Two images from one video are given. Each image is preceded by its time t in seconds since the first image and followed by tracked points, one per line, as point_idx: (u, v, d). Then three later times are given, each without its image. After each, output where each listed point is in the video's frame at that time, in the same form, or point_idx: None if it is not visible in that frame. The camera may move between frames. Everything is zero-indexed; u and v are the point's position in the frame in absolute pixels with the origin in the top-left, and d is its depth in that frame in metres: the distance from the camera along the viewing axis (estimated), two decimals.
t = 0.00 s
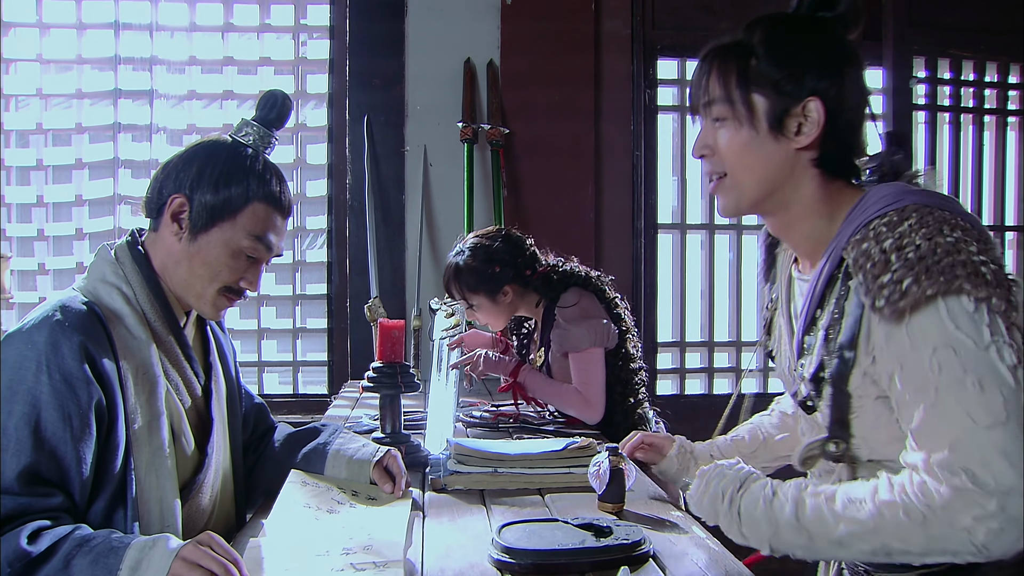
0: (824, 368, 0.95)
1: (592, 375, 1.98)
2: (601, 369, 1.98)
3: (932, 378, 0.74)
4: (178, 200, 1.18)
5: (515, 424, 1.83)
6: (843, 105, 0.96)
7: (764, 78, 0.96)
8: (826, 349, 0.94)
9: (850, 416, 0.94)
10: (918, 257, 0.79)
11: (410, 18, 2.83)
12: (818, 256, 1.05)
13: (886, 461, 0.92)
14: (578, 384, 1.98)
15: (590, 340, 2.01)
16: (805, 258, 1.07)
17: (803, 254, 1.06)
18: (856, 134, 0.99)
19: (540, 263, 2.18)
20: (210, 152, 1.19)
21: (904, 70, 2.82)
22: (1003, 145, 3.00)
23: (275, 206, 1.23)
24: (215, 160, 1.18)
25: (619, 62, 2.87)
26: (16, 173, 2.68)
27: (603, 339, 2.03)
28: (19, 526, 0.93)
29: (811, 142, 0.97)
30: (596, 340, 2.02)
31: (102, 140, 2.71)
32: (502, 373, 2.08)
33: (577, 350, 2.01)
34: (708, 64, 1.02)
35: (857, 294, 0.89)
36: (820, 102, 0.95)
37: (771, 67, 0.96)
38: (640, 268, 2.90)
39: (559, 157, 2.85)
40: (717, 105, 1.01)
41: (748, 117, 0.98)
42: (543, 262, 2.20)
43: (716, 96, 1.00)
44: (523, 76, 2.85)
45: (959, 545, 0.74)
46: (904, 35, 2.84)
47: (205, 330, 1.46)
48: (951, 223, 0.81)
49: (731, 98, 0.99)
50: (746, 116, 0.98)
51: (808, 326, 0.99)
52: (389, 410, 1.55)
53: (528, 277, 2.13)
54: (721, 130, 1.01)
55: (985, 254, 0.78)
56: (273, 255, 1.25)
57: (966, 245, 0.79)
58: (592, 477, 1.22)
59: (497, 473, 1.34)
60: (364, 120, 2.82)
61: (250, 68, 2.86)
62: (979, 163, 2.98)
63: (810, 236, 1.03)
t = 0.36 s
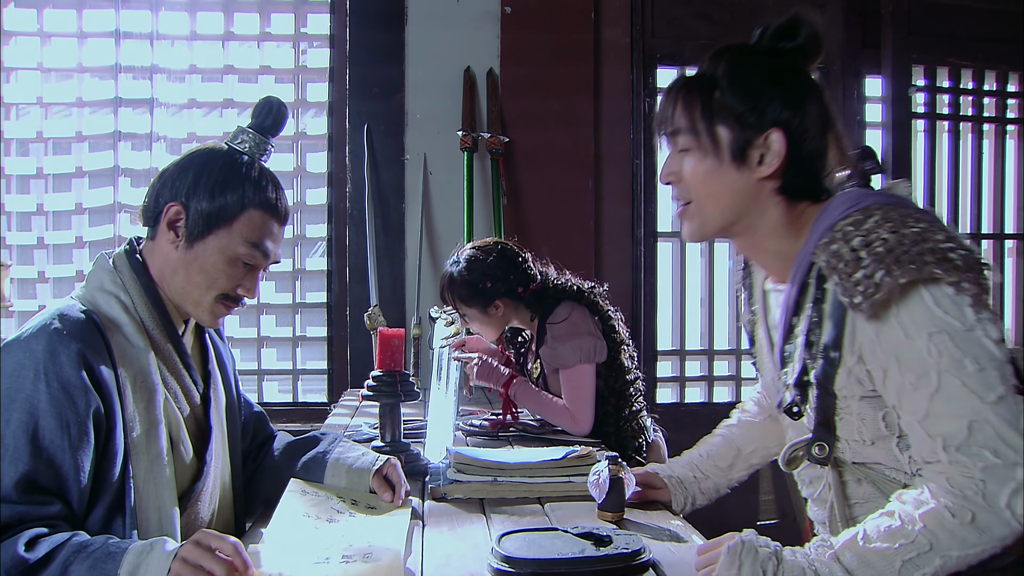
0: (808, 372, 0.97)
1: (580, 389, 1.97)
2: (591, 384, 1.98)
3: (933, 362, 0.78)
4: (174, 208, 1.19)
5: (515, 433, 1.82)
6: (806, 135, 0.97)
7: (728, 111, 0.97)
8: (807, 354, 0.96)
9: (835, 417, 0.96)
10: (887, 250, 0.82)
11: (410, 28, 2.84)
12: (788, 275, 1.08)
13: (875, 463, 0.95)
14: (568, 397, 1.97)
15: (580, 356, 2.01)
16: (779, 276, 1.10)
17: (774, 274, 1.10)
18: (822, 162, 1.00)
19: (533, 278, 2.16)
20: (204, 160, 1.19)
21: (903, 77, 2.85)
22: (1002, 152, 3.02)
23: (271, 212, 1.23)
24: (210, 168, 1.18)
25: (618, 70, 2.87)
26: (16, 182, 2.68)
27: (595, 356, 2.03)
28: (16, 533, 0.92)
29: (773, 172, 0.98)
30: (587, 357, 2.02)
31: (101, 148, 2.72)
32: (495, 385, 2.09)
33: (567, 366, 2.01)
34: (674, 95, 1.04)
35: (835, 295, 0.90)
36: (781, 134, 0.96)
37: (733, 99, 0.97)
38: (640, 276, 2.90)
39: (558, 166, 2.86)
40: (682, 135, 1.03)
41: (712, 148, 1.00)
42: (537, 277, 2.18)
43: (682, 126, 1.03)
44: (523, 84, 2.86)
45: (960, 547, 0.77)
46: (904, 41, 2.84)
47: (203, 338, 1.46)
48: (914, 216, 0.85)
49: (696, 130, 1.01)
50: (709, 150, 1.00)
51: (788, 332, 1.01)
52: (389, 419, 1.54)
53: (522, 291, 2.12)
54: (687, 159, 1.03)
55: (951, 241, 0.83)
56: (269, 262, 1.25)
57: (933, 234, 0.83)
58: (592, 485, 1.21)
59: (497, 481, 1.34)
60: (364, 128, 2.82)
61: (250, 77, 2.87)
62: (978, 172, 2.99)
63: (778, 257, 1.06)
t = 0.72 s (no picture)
0: (789, 398, 0.96)
1: (579, 393, 1.97)
2: (591, 386, 1.98)
3: (903, 381, 0.80)
4: (170, 211, 1.18)
5: (516, 436, 1.82)
6: (775, 170, 0.99)
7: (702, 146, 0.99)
8: (784, 381, 0.96)
9: (820, 438, 0.96)
10: (845, 282, 0.83)
11: (410, 31, 2.84)
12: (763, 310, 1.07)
13: (865, 479, 0.96)
14: (568, 400, 1.97)
15: (579, 359, 2.01)
16: (754, 311, 1.09)
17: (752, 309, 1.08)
18: (790, 195, 1.03)
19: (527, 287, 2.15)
20: (201, 163, 1.19)
21: (903, 81, 2.81)
22: (1002, 156, 3.00)
23: (268, 215, 1.23)
24: (207, 170, 1.18)
25: (618, 73, 2.87)
26: (16, 185, 2.68)
27: (592, 358, 2.03)
28: (16, 534, 0.93)
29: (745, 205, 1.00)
30: (585, 359, 2.02)
31: (102, 152, 2.73)
32: (496, 391, 2.11)
33: (565, 369, 2.01)
34: (648, 128, 1.04)
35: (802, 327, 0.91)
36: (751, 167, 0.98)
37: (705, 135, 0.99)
38: (640, 280, 2.89)
39: (558, 169, 2.86)
40: (657, 168, 1.03)
41: (686, 180, 1.01)
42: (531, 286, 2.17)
43: (656, 159, 1.03)
44: (523, 87, 2.86)
45: (954, 543, 0.77)
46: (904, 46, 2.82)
47: (203, 342, 1.46)
48: (871, 244, 0.85)
49: (671, 162, 1.02)
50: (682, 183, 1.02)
51: (765, 362, 1.00)
52: (390, 422, 1.54)
53: (516, 302, 2.10)
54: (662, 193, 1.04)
55: (907, 265, 0.84)
56: (267, 264, 1.25)
57: (889, 261, 0.84)
58: (593, 489, 1.21)
59: (498, 485, 1.33)
60: (365, 132, 2.82)
61: (251, 80, 2.87)
62: (979, 175, 2.99)
63: (752, 289, 1.06)
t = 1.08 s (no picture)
0: (802, 404, 0.98)
1: (587, 396, 1.96)
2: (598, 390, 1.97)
3: (914, 387, 0.79)
4: (161, 211, 1.18)
5: (517, 436, 1.82)
6: (782, 170, 0.99)
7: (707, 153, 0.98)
8: (797, 386, 0.97)
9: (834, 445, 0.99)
10: (858, 286, 0.83)
11: (411, 31, 2.84)
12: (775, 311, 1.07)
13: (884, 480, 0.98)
14: (574, 399, 1.97)
15: (591, 361, 2.00)
16: (766, 312, 1.10)
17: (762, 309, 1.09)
18: (797, 195, 1.03)
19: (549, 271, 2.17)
20: (190, 161, 1.19)
21: (904, 82, 2.78)
22: (1003, 156, 3.00)
23: (259, 211, 1.23)
24: (197, 168, 1.18)
25: (619, 73, 2.87)
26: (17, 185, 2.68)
27: (604, 362, 2.01)
28: (25, 535, 0.92)
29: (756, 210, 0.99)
30: (597, 362, 2.01)
31: (103, 152, 2.74)
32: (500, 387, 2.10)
33: (576, 369, 2.00)
34: (651, 139, 1.03)
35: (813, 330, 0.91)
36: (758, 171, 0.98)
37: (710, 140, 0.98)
38: (641, 281, 2.90)
39: (558, 169, 2.86)
40: (662, 179, 1.02)
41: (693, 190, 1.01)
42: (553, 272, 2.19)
43: (661, 171, 1.02)
44: (524, 87, 2.86)
45: (954, 552, 0.76)
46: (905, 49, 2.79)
47: (199, 339, 1.44)
48: (884, 247, 0.85)
49: (676, 172, 1.01)
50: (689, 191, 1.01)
51: (778, 365, 1.01)
52: (391, 423, 1.53)
53: (538, 282, 2.14)
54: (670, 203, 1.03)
55: (922, 269, 0.83)
56: (260, 259, 1.25)
57: (903, 264, 0.83)
58: (594, 489, 1.21)
59: (499, 486, 1.33)
60: (366, 132, 2.82)
61: (252, 80, 2.88)
62: (979, 175, 2.99)
63: (765, 290, 1.06)
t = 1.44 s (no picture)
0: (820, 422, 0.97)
1: (592, 399, 1.96)
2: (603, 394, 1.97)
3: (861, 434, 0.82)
4: (137, 211, 1.18)
5: (517, 437, 1.82)
6: (815, 184, 0.97)
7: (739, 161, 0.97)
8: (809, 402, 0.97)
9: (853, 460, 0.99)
10: (837, 329, 0.84)
11: (411, 32, 2.84)
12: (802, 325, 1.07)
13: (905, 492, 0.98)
14: (577, 401, 1.97)
15: (599, 364, 2.00)
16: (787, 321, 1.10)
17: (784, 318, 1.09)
18: (832, 209, 1.01)
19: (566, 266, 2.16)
20: (161, 158, 1.18)
21: (905, 81, 2.79)
22: (1004, 156, 3.00)
23: (237, 203, 1.22)
24: (169, 164, 1.18)
25: (620, 73, 2.87)
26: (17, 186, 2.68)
27: (612, 365, 2.01)
28: (44, 535, 0.91)
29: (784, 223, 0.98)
30: (604, 366, 2.00)
31: (104, 152, 2.74)
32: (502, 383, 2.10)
33: (584, 370, 2.00)
34: (679, 142, 1.03)
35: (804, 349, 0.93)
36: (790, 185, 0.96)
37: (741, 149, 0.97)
38: (642, 281, 2.90)
39: (558, 169, 2.86)
40: (688, 183, 1.03)
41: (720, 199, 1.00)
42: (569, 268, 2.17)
43: (687, 174, 1.02)
44: (525, 87, 2.86)
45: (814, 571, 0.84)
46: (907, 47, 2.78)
47: (190, 337, 1.45)
48: (883, 289, 0.84)
49: (701, 178, 1.01)
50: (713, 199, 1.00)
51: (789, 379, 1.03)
52: (391, 423, 1.53)
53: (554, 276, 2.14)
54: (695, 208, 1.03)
55: (913, 323, 0.82)
56: (244, 250, 1.25)
57: (895, 313, 0.83)
58: (595, 490, 1.20)
59: (500, 486, 1.33)
60: (366, 132, 2.82)
61: (252, 80, 2.88)
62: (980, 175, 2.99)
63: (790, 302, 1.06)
